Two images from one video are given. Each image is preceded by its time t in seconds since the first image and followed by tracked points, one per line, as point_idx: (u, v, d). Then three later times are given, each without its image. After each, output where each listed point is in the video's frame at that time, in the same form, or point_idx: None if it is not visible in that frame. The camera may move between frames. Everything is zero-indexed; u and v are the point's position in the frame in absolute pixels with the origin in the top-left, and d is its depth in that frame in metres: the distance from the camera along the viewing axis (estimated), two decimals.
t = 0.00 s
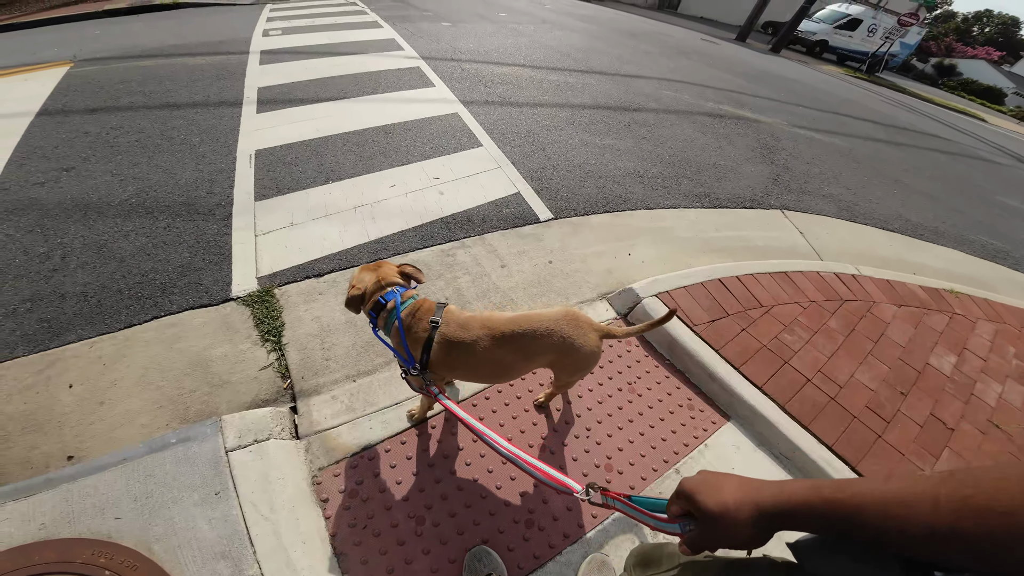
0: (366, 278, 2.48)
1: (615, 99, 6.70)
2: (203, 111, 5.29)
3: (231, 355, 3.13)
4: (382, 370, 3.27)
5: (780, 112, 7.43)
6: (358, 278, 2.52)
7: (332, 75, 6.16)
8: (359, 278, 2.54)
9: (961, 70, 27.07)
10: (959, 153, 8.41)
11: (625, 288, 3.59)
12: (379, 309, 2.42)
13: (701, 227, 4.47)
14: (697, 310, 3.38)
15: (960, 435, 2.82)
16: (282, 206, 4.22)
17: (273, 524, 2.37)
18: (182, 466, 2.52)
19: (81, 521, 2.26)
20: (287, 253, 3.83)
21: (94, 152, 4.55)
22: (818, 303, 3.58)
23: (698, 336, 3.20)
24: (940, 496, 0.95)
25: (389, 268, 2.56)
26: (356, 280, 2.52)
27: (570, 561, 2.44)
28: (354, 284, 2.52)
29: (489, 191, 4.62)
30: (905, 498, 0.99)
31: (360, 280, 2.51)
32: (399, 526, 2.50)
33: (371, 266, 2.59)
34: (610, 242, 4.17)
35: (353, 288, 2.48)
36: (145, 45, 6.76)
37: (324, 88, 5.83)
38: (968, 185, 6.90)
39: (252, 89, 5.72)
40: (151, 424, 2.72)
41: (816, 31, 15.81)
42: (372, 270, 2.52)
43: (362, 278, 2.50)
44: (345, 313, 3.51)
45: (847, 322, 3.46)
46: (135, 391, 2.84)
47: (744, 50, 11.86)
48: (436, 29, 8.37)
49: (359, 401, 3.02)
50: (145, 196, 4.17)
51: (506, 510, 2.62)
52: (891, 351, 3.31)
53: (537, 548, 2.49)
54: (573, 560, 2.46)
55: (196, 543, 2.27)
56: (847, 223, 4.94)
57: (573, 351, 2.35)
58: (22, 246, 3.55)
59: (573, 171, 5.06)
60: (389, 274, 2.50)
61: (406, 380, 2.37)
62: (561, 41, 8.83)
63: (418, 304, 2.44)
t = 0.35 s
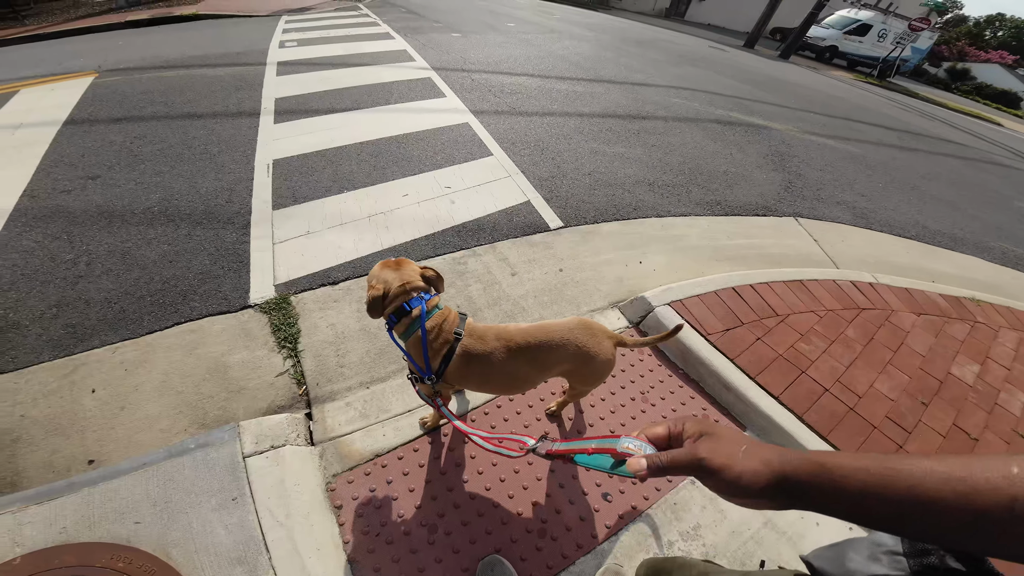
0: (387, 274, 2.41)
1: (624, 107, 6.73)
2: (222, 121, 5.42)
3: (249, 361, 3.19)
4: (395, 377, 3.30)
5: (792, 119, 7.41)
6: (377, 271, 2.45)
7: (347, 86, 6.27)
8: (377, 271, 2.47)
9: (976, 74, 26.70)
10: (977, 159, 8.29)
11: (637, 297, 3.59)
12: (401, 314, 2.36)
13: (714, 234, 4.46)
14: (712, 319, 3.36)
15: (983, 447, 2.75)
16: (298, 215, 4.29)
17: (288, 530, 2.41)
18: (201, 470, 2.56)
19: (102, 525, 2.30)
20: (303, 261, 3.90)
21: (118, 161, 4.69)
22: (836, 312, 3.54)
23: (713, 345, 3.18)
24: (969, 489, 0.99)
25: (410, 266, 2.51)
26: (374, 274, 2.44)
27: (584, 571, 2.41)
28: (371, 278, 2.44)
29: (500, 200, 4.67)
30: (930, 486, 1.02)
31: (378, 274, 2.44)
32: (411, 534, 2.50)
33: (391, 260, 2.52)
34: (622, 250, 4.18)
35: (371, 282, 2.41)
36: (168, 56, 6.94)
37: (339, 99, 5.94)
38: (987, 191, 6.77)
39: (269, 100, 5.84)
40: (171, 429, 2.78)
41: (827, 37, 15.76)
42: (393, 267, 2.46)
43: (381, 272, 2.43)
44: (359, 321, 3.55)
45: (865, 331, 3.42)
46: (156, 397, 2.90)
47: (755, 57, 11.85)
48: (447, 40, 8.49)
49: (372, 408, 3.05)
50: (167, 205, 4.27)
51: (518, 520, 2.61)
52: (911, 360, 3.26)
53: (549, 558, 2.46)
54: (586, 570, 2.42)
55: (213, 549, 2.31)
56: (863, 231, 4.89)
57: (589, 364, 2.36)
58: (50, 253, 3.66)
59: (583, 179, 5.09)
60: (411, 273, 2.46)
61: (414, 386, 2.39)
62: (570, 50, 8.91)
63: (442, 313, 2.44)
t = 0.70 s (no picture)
0: (416, 271, 2.42)
1: (647, 106, 6.67)
2: (250, 121, 5.52)
3: (278, 356, 3.26)
4: (418, 374, 3.32)
5: (820, 118, 7.26)
6: (405, 268, 2.44)
7: (371, 85, 6.33)
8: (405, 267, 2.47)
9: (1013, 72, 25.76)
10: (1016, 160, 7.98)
11: (661, 299, 3.57)
12: (433, 314, 2.37)
13: (740, 236, 4.40)
14: (741, 324, 3.32)
15: None
16: (324, 213, 4.35)
17: (316, 525, 2.45)
18: (233, 463, 2.63)
19: (137, 518, 2.37)
20: (329, 259, 3.95)
21: (153, 159, 4.82)
22: (871, 318, 3.46)
23: (741, 350, 3.14)
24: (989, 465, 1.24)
25: (438, 263, 2.52)
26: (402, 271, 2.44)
27: None
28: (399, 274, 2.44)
29: (522, 199, 4.67)
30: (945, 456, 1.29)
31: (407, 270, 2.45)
32: (434, 533, 2.53)
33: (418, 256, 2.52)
34: (645, 251, 4.15)
35: (400, 279, 2.42)
36: (199, 55, 7.11)
37: (363, 99, 6.00)
38: None
39: (295, 100, 5.93)
40: (203, 421, 2.85)
41: (856, 35, 15.39)
42: (421, 264, 2.47)
43: (410, 269, 2.43)
44: (383, 318, 3.59)
45: (902, 338, 3.34)
46: (189, 390, 2.99)
47: (781, 56, 11.64)
48: (466, 40, 8.51)
49: (396, 405, 3.08)
50: (200, 201, 4.38)
51: (540, 522, 2.61)
52: (950, 369, 3.17)
53: (572, 561, 2.46)
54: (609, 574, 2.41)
55: (243, 542, 2.36)
56: (898, 235, 4.76)
57: (619, 365, 2.35)
58: (91, 247, 3.81)
59: (604, 179, 5.06)
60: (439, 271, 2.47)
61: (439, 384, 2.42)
62: (590, 48, 8.86)
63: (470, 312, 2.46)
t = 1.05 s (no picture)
0: (432, 266, 2.44)
1: (668, 96, 6.54)
2: (270, 112, 5.55)
3: (302, 347, 3.31)
4: (438, 365, 3.34)
5: (849, 108, 7.05)
6: (421, 264, 2.47)
7: (389, 76, 6.31)
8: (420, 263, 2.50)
9: None
10: None
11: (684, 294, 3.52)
12: (456, 308, 2.38)
13: (768, 230, 4.32)
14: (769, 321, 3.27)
15: None
16: (345, 205, 4.37)
17: (340, 514, 2.50)
18: (261, 452, 2.70)
19: (168, 506, 2.45)
20: (350, 250, 3.98)
21: (178, 151, 4.88)
22: (907, 316, 3.38)
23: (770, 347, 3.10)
24: None
25: (453, 257, 2.54)
26: (417, 267, 2.47)
27: (627, 571, 2.42)
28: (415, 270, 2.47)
29: (540, 190, 4.64)
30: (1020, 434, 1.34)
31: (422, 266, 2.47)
32: (455, 524, 2.55)
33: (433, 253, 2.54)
34: (667, 244, 4.11)
35: (416, 276, 2.45)
36: (220, 47, 7.16)
37: (380, 90, 5.98)
38: None
39: (313, 91, 5.94)
40: (231, 409, 2.93)
41: (888, 22, 14.88)
42: (437, 259, 2.49)
43: (426, 264, 2.46)
44: (403, 309, 3.61)
45: (940, 337, 3.26)
46: (217, 379, 3.06)
47: (808, 43, 11.30)
48: (481, 29, 8.41)
49: (417, 395, 3.12)
50: (224, 192, 4.44)
51: (561, 516, 2.63)
52: (991, 369, 3.10)
53: (592, 557, 2.47)
54: (630, 570, 2.42)
55: (271, 530, 2.42)
56: (936, 230, 4.62)
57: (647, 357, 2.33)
58: (122, 239, 3.92)
59: (625, 170, 4.99)
60: (455, 265, 2.49)
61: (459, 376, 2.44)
62: (608, 36, 8.70)
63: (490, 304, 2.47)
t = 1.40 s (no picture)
0: (445, 303, 2.25)
1: (678, 79, 6.45)
2: (274, 101, 5.45)
3: (316, 336, 3.32)
4: (451, 355, 3.35)
5: (863, 89, 6.95)
6: (432, 313, 2.23)
7: (394, 61, 6.20)
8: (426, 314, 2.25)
9: None
10: None
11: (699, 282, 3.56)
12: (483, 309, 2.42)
13: (783, 216, 4.31)
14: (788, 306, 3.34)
15: None
16: (353, 193, 4.33)
17: (362, 502, 2.53)
18: (281, 442, 2.72)
19: (192, 496, 2.49)
20: (360, 239, 3.96)
21: (182, 141, 4.81)
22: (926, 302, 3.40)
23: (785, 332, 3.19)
24: None
25: (442, 285, 2.37)
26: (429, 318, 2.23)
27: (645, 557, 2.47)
28: (426, 322, 2.23)
29: (549, 177, 4.60)
30: None
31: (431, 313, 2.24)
32: (473, 511, 2.60)
33: (424, 298, 2.30)
34: (680, 231, 4.10)
35: (437, 324, 2.22)
36: (220, 36, 7.01)
37: (383, 77, 5.88)
38: None
39: (316, 79, 5.83)
40: (249, 400, 2.95)
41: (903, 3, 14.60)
42: (433, 296, 2.29)
43: (435, 309, 2.24)
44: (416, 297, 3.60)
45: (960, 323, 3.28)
46: (233, 370, 3.08)
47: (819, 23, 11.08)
48: (485, 12, 8.23)
49: (432, 383, 3.13)
50: (231, 182, 4.39)
51: (578, 502, 2.67)
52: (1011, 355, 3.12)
53: (609, 542, 2.53)
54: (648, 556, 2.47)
55: (294, 519, 2.45)
56: (954, 216, 4.60)
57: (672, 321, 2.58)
58: (131, 231, 3.91)
59: (636, 155, 4.95)
60: (454, 288, 2.35)
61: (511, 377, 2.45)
62: (614, 19, 8.53)
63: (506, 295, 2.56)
